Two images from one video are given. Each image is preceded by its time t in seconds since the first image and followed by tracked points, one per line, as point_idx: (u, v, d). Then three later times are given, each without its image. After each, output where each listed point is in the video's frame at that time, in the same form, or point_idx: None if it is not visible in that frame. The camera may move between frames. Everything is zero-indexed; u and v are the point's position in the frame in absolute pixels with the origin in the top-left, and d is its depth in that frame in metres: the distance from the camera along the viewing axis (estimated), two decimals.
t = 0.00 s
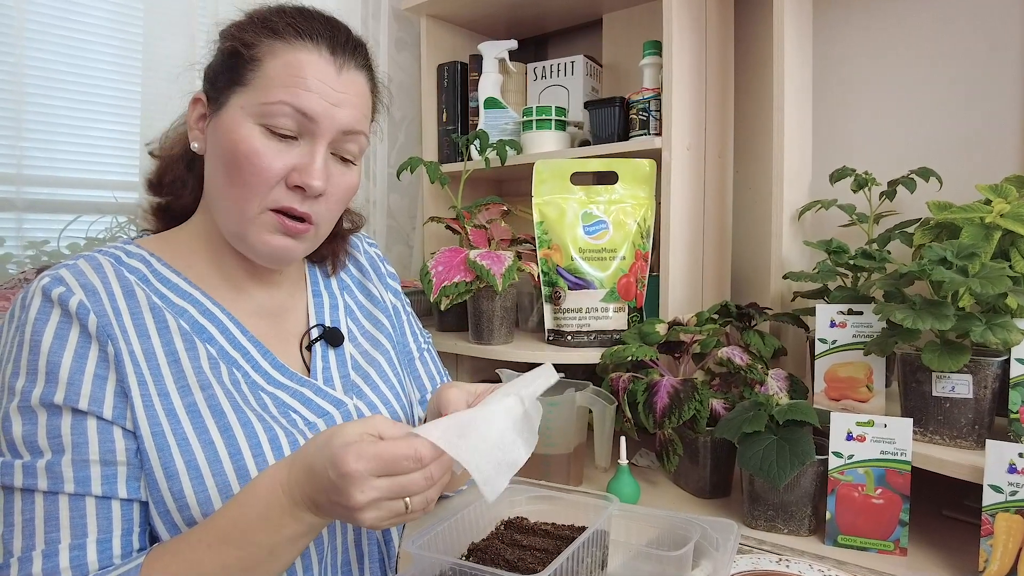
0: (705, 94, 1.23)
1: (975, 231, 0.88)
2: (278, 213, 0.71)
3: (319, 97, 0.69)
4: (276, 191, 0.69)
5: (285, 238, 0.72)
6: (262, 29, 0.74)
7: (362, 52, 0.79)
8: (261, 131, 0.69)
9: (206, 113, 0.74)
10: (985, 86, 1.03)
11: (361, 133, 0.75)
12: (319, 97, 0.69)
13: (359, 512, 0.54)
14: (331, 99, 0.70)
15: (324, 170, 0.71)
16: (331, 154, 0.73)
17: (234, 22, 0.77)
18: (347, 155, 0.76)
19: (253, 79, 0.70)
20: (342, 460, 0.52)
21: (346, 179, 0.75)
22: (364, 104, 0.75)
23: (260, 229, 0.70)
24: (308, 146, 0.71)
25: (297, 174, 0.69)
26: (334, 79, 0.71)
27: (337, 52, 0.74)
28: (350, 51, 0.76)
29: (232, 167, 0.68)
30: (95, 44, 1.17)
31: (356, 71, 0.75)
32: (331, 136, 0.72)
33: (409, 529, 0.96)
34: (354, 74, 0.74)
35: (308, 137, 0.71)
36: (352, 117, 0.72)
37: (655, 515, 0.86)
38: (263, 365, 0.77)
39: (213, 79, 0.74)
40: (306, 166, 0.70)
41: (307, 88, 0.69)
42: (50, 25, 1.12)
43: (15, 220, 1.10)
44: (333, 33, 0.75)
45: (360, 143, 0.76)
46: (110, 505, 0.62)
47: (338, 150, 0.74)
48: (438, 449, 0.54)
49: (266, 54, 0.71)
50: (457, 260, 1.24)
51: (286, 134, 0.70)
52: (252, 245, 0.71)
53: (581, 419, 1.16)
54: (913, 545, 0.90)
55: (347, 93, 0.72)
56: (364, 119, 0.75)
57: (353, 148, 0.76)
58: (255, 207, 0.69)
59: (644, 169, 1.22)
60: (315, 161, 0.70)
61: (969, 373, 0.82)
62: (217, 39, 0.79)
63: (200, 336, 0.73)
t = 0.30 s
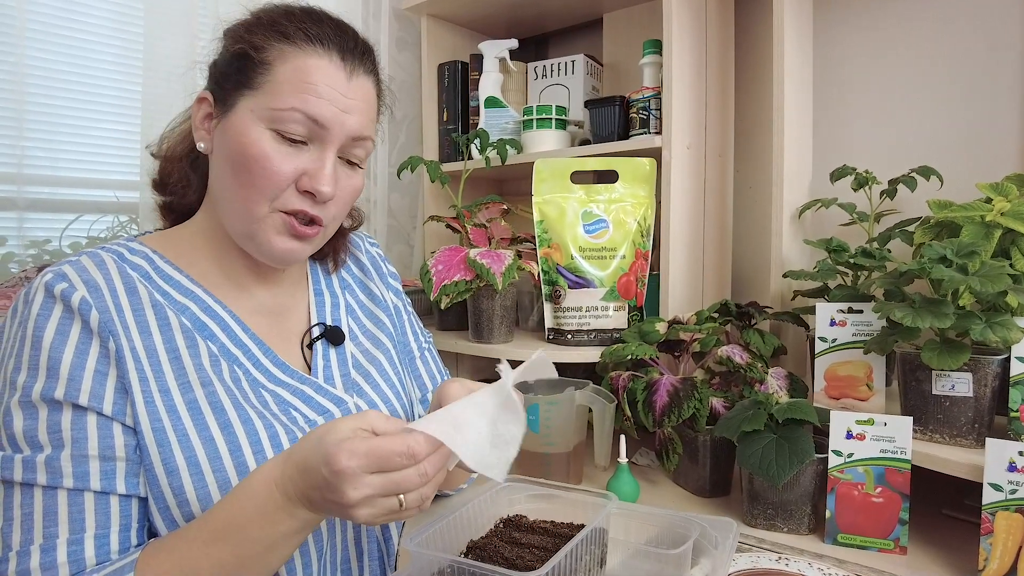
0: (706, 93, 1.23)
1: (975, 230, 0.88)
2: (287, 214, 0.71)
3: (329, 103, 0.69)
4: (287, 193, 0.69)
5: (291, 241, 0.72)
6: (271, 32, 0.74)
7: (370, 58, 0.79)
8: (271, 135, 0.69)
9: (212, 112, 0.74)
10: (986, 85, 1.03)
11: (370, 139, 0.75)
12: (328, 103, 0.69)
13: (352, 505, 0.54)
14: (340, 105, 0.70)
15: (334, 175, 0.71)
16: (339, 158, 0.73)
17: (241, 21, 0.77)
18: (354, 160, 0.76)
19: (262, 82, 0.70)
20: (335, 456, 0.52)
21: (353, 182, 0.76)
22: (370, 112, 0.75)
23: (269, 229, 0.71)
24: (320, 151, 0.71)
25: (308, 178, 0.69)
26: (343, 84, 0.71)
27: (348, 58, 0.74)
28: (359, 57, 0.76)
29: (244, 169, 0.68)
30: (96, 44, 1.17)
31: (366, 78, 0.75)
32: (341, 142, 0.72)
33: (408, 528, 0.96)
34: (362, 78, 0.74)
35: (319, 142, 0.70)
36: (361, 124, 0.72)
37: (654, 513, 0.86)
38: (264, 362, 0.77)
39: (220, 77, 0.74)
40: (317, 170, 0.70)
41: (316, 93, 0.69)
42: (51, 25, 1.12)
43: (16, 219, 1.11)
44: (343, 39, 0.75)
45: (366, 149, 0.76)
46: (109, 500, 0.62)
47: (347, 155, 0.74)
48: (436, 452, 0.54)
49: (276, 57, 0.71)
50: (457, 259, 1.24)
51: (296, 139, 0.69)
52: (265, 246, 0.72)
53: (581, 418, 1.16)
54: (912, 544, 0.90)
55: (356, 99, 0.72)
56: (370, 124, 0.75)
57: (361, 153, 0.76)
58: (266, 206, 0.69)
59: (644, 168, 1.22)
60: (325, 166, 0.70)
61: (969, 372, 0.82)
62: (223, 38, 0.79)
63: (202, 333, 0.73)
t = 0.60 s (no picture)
0: (706, 93, 1.23)
1: (975, 231, 0.88)
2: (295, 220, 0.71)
3: (336, 108, 0.69)
4: (296, 199, 0.70)
5: (300, 247, 0.73)
6: (276, 37, 0.73)
7: (372, 61, 0.79)
8: (276, 140, 0.69)
9: (215, 117, 0.75)
10: (986, 86, 1.03)
11: (372, 142, 0.76)
12: (334, 108, 0.69)
13: (356, 502, 0.53)
14: (346, 110, 0.70)
15: (341, 180, 0.72)
16: (344, 162, 0.74)
17: (243, 23, 0.78)
18: (358, 163, 0.76)
19: (266, 87, 0.70)
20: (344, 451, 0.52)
21: (358, 185, 0.76)
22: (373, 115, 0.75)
23: (277, 236, 0.71)
24: (326, 156, 0.71)
25: (317, 184, 0.70)
26: (347, 89, 0.71)
27: (352, 64, 0.74)
28: (361, 61, 0.76)
29: (249, 174, 0.68)
30: (96, 45, 1.17)
31: (370, 81, 0.75)
32: (347, 146, 0.72)
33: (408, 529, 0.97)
34: (362, 81, 0.74)
35: (325, 147, 0.71)
36: (365, 128, 0.73)
37: (653, 514, 0.86)
38: (263, 364, 0.77)
39: (224, 81, 0.74)
40: (325, 176, 0.70)
41: (321, 98, 0.69)
42: (52, 26, 1.12)
43: (18, 220, 1.11)
44: (346, 43, 0.76)
45: (366, 151, 0.76)
46: (109, 501, 0.62)
47: (352, 158, 0.75)
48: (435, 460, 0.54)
49: (281, 62, 0.71)
50: (458, 260, 1.24)
51: (303, 144, 0.70)
52: (270, 252, 0.72)
53: (581, 419, 1.16)
54: (912, 546, 0.90)
55: (360, 103, 0.72)
56: (371, 127, 0.75)
57: (364, 156, 0.76)
58: (275, 213, 0.70)
59: (644, 170, 1.22)
60: (333, 171, 0.71)
61: (969, 374, 0.82)
62: (224, 40, 0.79)
63: (203, 335, 0.74)
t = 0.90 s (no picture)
0: (706, 94, 1.23)
1: (975, 231, 0.88)
2: (287, 218, 0.71)
3: (328, 107, 0.70)
4: (285, 197, 0.70)
5: (291, 244, 0.73)
6: (269, 36, 0.74)
7: (368, 61, 0.79)
8: (268, 137, 0.69)
9: (211, 115, 0.75)
10: (986, 86, 1.03)
11: (369, 141, 0.76)
12: (326, 107, 0.70)
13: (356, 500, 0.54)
14: (338, 109, 0.70)
15: (331, 179, 0.72)
16: (336, 160, 0.74)
17: (242, 23, 0.78)
18: (352, 161, 0.76)
19: (260, 86, 0.70)
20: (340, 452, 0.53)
21: (351, 183, 0.76)
22: (368, 112, 0.75)
23: (269, 233, 0.71)
24: (317, 153, 0.71)
25: (305, 182, 0.70)
26: (341, 87, 0.71)
27: (345, 61, 0.74)
28: (356, 60, 0.76)
29: (241, 171, 0.69)
30: (97, 46, 1.17)
31: (364, 79, 0.75)
32: (339, 145, 0.72)
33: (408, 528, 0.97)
34: (361, 81, 0.74)
35: (315, 144, 0.71)
36: (358, 127, 0.73)
37: (653, 514, 0.86)
38: (264, 364, 0.77)
39: (219, 80, 0.74)
40: (314, 173, 0.70)
41: (314, 97, 0.69)
42: (53, 27, 1.13)
43: (19, 220, 1.12)
44: (340, 42, 0.76)
45: (365, 151, 0.76)
46: (111, 500, 0.62)
47: (344, 156, 0.74)
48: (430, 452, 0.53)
49: (273, 61, 0.71)
50: (458, 261, 1.24)
51: (293, 141, 0.70)
52: (261, 247, 0.72)
53: (581, 419, 1.16)
54: (911, 546, 0.90)
55: (355, 102, 0.72)
56: (369, 127, 0.75)
57: (360, 155, 0.76)
58: (266, 208, 0.70)
59: (645, 170, 1.22)
60: (323, 169, 0.70)
61: (968, 374, 0.82)
62: (223, 40, 0.79)
63: (203, 335, 0.74)
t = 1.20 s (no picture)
0: (707, 94, 1.23)
1: (976, 231, 0.88)
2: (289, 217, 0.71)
3: (330, 108, 0.70)
4: (288, 197, 0.70)
5: (295, 243, 0.73)
6: (275, 37, 0.74)
7: (372, 62, 0.79)
8: (274, 139, 0.69)
9: (215, 115, 0.75)
10: (987, 86, 1.03)
11: (371, 143, 0.76)
12: (330, 109, 0.70)
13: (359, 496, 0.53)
14: (342, 112, 0.70)
15: (336, 181, 0.72)
16: (341, 163, 0.74)
17: (245, 24, 0.78)
18: (356, 164, 0.76)
19: (265, 87, 0.70)
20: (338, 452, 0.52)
21: (356, 185, 0.76)
22: (372, 114, 0.75)
23: (267, 229, 0.72)
24: (322, 156, 0.71)
25: (310, 184, 0.70)
26: (346, 90, 0.71)
27: (350, 63, 0.74)
28: (360, 61, 0.76)
29: (246, 171, 0.69)
30: (99, 45, 1.18)
31: (368, 81, 0.75)
32: (343, 148, 0.72)
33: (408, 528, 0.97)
34: (364, 82, 0.75)
35: (321, 147, 0.71)
36: (361, 129, 0.73)
37: (655, 513, 0.86)
38: (265, 363, 0.77)
39: (223, 80, 0.74)
40: (319, 176, 0.70)
41: (319, 100, 0.69)
42: (55, 27, 1.13)
43: (21, 220, 1.12)
44: (345, 44, 0.76)
45: (367, 153, 0.77)
46: (110, 500, 0.62)
47: (350, 158, 0.75)
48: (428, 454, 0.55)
49: (278, 62, 0.71)
50: (459, 260, 1.24)
51: (299, 144, 0.70)
52: (261, 244, 0.72)
53: (582, 419, 1.17)
54: (912, 546, 0.90)
55: (359, 104, 0.72)
56: (371, 129, 0.75)
57: (362, 157, 0.76)
58: (264, 206, 0.70)
59: (646, 170, 1.22)
60: (328, 172, 0.71)
61: (970, 373, 0.82)
62: (225, 41, 0.79)
63: (204, 334, 0.74)
